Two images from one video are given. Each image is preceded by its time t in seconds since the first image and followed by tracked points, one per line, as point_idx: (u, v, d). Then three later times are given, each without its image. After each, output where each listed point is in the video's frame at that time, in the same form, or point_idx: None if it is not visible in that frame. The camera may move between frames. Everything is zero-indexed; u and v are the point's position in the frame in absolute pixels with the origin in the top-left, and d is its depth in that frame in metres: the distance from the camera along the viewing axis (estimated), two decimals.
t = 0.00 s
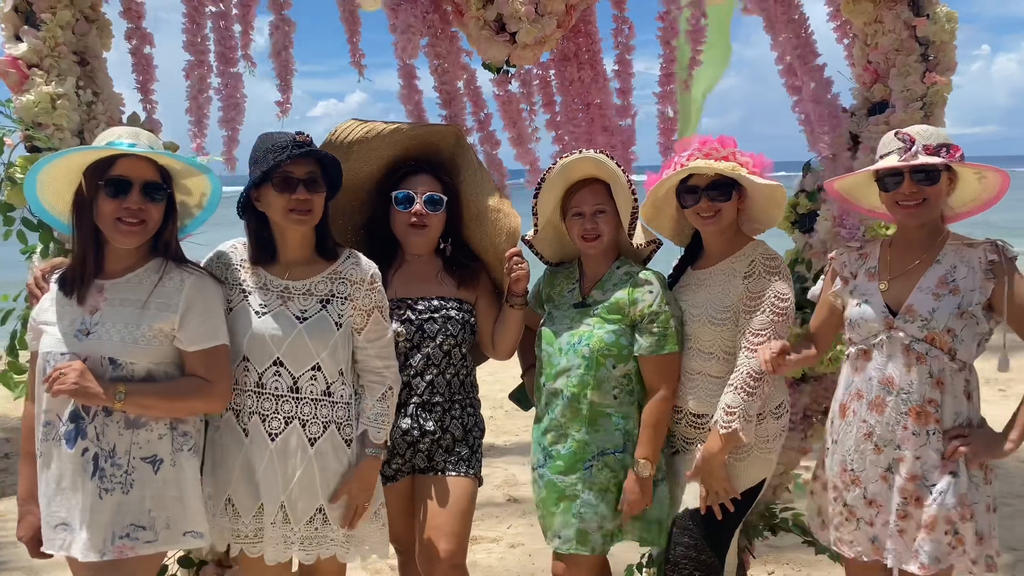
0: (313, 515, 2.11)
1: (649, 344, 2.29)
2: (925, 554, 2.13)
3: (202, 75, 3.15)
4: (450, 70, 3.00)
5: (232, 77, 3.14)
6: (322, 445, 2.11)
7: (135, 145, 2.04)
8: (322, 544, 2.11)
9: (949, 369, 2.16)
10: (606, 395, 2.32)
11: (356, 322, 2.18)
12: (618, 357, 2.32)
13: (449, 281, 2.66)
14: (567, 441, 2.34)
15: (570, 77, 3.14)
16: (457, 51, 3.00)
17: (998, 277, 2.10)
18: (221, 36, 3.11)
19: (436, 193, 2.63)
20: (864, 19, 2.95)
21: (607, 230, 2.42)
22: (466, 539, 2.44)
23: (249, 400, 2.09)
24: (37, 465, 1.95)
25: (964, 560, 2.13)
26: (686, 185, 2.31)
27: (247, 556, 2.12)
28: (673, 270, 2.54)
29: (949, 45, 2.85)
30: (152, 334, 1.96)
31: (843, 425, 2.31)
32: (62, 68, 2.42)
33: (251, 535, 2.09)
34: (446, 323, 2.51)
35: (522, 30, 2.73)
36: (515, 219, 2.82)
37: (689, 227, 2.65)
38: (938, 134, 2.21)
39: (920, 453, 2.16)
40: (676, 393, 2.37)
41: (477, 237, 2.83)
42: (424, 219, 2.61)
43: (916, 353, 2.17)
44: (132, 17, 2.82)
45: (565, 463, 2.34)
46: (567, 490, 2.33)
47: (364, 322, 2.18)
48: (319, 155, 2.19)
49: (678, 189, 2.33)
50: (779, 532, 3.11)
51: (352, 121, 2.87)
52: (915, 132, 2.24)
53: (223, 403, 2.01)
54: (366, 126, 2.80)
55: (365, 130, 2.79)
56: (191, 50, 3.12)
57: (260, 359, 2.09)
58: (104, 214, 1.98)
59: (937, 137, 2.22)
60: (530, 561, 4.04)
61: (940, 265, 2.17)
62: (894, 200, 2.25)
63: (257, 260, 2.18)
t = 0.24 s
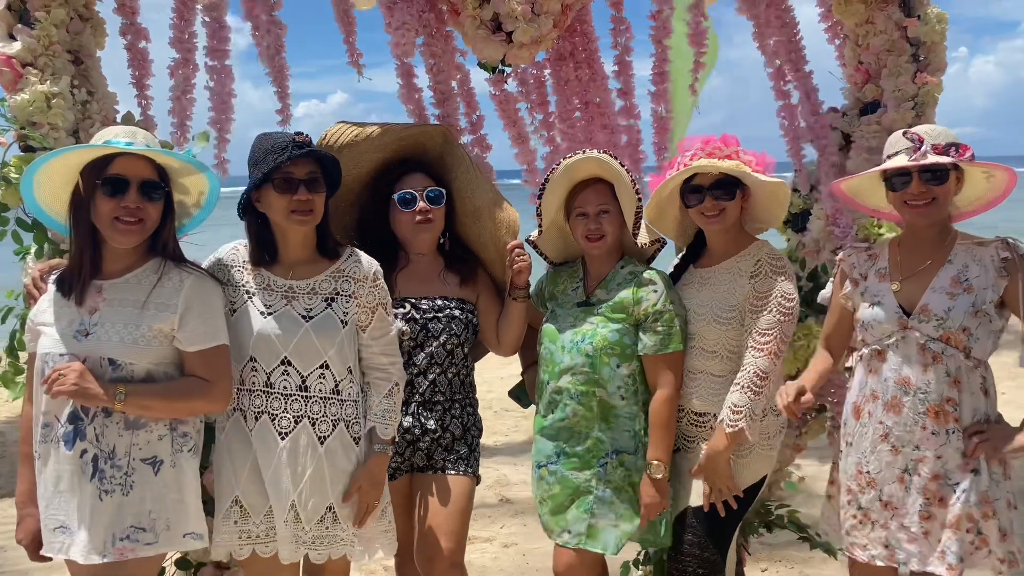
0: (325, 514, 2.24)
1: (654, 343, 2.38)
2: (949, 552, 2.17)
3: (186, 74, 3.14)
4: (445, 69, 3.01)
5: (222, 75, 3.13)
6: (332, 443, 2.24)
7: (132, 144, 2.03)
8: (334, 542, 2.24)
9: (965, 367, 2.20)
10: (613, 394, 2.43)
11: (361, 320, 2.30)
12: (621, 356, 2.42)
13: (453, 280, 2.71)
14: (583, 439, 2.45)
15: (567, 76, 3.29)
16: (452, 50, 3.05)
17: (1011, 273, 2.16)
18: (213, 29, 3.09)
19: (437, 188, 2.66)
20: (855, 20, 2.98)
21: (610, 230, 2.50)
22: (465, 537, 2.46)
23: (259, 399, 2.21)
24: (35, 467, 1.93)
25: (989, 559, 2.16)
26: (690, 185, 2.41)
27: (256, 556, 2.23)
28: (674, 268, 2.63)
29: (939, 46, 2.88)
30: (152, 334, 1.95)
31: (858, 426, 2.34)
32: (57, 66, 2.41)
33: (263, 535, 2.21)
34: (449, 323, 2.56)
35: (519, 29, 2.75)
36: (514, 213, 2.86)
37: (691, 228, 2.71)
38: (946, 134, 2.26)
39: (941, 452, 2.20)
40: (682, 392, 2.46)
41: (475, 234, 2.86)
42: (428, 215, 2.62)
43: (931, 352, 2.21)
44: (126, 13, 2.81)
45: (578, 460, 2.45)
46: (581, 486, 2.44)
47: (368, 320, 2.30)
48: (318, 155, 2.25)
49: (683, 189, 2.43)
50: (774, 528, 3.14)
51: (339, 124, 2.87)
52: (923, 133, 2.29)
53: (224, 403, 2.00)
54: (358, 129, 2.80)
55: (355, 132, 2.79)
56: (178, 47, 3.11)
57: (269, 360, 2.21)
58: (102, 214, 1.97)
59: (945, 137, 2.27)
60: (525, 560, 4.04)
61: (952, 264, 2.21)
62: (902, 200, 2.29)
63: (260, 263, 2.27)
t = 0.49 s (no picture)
0: (320, 514, 2.23)
1: (652, 341, 2.39)
2: (959, 545, 2.20)
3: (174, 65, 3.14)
4: (445, 67, 3.04)
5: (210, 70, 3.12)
6: (328, 442, 2.23)
7: (129, 142, 2.01)
8: (332, 541, 2.24)
9: (974, 362, 2.23)
10: (612, 390, 2.44)
11: (357, 318, 2.28)
12: (620, 353, 2.43)
13: (448, 276, 2.72)
14: (582, 435, 2.46)
15: (563, 76, 3.33)
16: (450, 49, 3.03)
17: (1013, 265, 2.22)
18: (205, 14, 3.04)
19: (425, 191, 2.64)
20: (847, 21, 2.97)
21: (609, 228, 2.51)
22: (464, 532, 2.48)
23: (255, 399, 2.21)
24: (30, 469, 1.91)
25: (997, 551, 2.20)
26: (691, 182, 2.42)
27: (255, 555, 2.23)
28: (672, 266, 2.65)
29: (930, 47, 2.89)
30: (149, 334, 1.94)
31: (866, 423, 2.35)
32: (52, 64, 2.40)
33: (261, 535, 2.21)
34: (451, 317, 2.58)
35: (515, 29, 2.74)
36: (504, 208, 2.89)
37: (689, 223, 2.72)
38: (940, 132, 2.28)
39: (952, 447, 2.22)
40: (678, 389, 2.47)
41: (466, 227, 2.87)
42: (418, 221, 2.62)
43: (943, 348, 2.23)
44: (119, 7, 2.82)
45: (579, 457, 2.46)
46: (580, 484, 2.45)
47: (365, 319, 2.28)
48: (316, 153, 2.24)
49: (683, 186, 2.44)
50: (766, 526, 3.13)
51: (326, 121, 2.87)
52: (917, 132, 2.31)
53: (221, 403, 2.00)
54: (352, 124, 2.78)
55: (342, 127, 2.79)
56: (166, 37, 3.09)
57: (265, 359, 2.20)
58: (98, 213, 1.96)
59: (939, 135, 2.29)
60: (518, 558, 4.05)
61: (957, 260, 2.24)
62: (901, 199, 2.31)
63: (257, 259, 2.27)
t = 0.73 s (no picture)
0: (316, 514, 2.23)
1: (650, 340, 2.41)
2: (958, 539, 2.24)
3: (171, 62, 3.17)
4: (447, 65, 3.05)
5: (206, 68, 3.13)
6: (324, 442, 2.23)
7: (127, 142, 2.01)
8: (329, 541, 2.25)
9: (974, 359, 2.27)
10: (609, 389, 2.46)
11: (355, 318, 2.29)
12: (618, 353, 2.45)
13: (446, 275, 2.73)
14: (579, 434, 2.48)
15: (558, 78, 3.34)
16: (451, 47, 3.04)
17: (1010, 264, 2.26)
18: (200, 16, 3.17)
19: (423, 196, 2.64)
20: (840, 23, 2.98)
21: (607, 229, 2.52)
22: (462, 530, 2.48)
23: (251, 399, 2.21)
24: (30, 470, 1.91)
25: (994, 544, 2.24)
26: (696, 177, 2.44)
27: (251, 555, 2.23)
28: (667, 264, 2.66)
29: (923, 49, 2.92)
30: (148, 333, 1.95)
31: (866, 419, 2.38)
32: (51, 63, 2.40)
33: (257, 534, 2.21)
34: (449, 314, 2.59)
35: (514, 30, 2.75)
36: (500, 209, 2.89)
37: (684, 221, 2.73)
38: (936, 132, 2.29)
39: (951, 443, 2.26)
40: (676, 387, 2.49)
41: (470, 229, 2.92)
42: (419, 227, 2.63)
43: (943, 346, 2.26)
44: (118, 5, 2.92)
45: (576, 456, 2.47)
46: (577, 482, 2.46)
47: (362, 318, 2.29)
48: (315, 152, 2.24)
49: (687, 179, 2.45)
50: (760, 523, 3.14)
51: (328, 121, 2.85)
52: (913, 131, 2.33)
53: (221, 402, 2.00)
54: (351, 125, 2.77)
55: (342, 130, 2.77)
56: (165, 27, 3.10)
57: (263, 359, 2.20)
58: (96, 213, 1.95)
59: (934, 135, 2.30)
60: (512, 558, 4.04)
61: (955, 259, 2.28)
62: (897, 198, 2.35)
63: (255, 257, 2.28)
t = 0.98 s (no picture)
0: (316, 511, 2.23)
1: (649, 340, 2.42)
2: (947, 530, 2.27)
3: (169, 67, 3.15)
4: (445, 64, 3.04)
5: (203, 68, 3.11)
6: (324, 440, 2.23)
7: (126, 139, 2.01)
8: (329, 538, 2.25)
9: (964, 355, 2.31)
10: (608, 387, 2.47)
11: (354, 316, 2.29)
12: (617, 352, 2.47)
13: (446, 275, 2.74)
14: (580, 432, 2.50)
15: (554, 78, 3.36)
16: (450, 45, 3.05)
17: (1005, 264, 2.28)
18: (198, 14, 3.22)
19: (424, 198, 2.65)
20: (836, 23, 3.01)
21: (606, 227, 2.54)
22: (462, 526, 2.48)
23: (251, 396, 2.21)
24: (33, 468, 1.92)
25: (981, 536, 2.28)
26: (699, 175, 2.47)
27: (251, 552, 2.24)
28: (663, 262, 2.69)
29: (917, 48, 2.95)
30: (150, 331, 1.95)
31: (858, 413, 2.41)
32: (50, 60, 2.41)
33: (256, 530, 2.22)
34: (447, 313, 2.61)
35: (513, 28, 2.81)
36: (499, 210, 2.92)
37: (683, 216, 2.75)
38: (930, 133, 2.33)
39: (941, 436, 2.29)
40: (676, 384, 2.51)
41: (471, 228, 2.94)
42: (419, 227, 2.64)
43: (936, 342, 2.29)
44: (119, 8, 3.05)
45: (577, 453, 2.49)
46: (578, 480, 2.48)
47: (362, 316, 2.29)
48: (314, 151, 2.24)
49: (690, 177, 2.48)
50: (757, 519, 3.20)
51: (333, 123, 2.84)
52: (908, 131, 2.36)
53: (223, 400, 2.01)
54: (353, 125, 2.78)
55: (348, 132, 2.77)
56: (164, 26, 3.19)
57: (263, 357, 2.21)
58: (96, 210, 1.95)
59: (928, 135, 2.34)
60: (510, 557, 4.04)
61: (950, 257, 2.30)
62: (890, 196, 2.38)
63: (255, 256, 2.28)
